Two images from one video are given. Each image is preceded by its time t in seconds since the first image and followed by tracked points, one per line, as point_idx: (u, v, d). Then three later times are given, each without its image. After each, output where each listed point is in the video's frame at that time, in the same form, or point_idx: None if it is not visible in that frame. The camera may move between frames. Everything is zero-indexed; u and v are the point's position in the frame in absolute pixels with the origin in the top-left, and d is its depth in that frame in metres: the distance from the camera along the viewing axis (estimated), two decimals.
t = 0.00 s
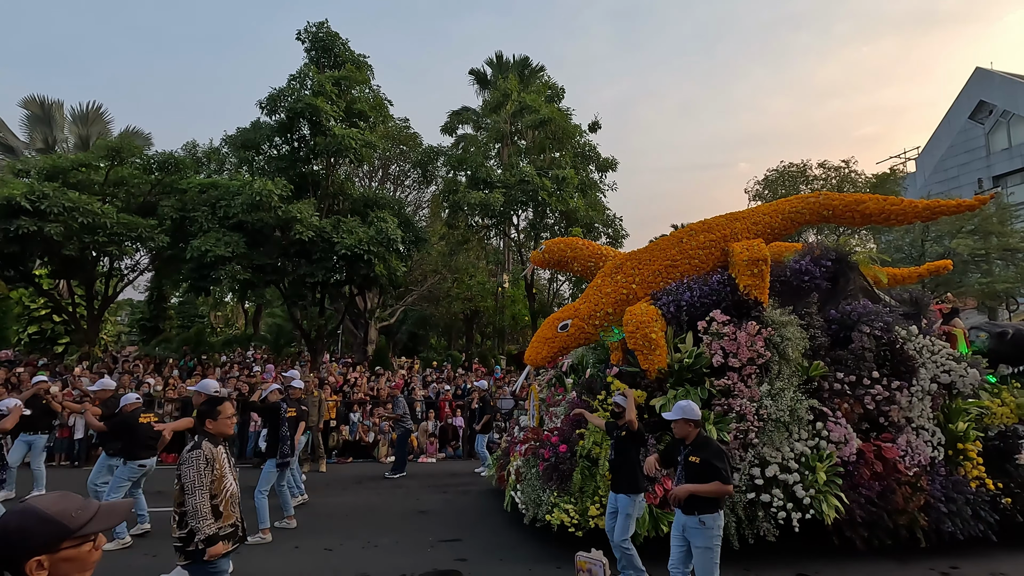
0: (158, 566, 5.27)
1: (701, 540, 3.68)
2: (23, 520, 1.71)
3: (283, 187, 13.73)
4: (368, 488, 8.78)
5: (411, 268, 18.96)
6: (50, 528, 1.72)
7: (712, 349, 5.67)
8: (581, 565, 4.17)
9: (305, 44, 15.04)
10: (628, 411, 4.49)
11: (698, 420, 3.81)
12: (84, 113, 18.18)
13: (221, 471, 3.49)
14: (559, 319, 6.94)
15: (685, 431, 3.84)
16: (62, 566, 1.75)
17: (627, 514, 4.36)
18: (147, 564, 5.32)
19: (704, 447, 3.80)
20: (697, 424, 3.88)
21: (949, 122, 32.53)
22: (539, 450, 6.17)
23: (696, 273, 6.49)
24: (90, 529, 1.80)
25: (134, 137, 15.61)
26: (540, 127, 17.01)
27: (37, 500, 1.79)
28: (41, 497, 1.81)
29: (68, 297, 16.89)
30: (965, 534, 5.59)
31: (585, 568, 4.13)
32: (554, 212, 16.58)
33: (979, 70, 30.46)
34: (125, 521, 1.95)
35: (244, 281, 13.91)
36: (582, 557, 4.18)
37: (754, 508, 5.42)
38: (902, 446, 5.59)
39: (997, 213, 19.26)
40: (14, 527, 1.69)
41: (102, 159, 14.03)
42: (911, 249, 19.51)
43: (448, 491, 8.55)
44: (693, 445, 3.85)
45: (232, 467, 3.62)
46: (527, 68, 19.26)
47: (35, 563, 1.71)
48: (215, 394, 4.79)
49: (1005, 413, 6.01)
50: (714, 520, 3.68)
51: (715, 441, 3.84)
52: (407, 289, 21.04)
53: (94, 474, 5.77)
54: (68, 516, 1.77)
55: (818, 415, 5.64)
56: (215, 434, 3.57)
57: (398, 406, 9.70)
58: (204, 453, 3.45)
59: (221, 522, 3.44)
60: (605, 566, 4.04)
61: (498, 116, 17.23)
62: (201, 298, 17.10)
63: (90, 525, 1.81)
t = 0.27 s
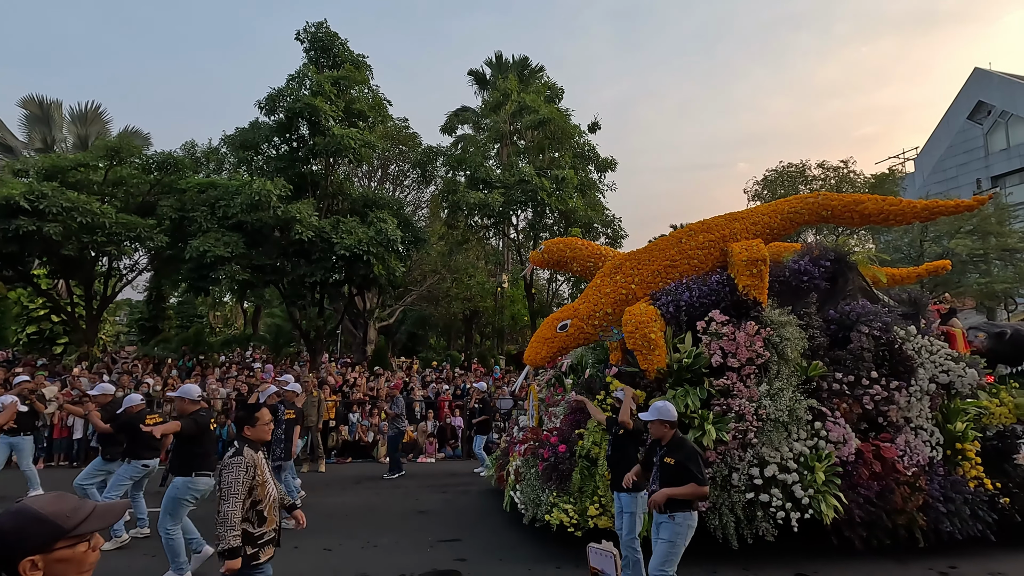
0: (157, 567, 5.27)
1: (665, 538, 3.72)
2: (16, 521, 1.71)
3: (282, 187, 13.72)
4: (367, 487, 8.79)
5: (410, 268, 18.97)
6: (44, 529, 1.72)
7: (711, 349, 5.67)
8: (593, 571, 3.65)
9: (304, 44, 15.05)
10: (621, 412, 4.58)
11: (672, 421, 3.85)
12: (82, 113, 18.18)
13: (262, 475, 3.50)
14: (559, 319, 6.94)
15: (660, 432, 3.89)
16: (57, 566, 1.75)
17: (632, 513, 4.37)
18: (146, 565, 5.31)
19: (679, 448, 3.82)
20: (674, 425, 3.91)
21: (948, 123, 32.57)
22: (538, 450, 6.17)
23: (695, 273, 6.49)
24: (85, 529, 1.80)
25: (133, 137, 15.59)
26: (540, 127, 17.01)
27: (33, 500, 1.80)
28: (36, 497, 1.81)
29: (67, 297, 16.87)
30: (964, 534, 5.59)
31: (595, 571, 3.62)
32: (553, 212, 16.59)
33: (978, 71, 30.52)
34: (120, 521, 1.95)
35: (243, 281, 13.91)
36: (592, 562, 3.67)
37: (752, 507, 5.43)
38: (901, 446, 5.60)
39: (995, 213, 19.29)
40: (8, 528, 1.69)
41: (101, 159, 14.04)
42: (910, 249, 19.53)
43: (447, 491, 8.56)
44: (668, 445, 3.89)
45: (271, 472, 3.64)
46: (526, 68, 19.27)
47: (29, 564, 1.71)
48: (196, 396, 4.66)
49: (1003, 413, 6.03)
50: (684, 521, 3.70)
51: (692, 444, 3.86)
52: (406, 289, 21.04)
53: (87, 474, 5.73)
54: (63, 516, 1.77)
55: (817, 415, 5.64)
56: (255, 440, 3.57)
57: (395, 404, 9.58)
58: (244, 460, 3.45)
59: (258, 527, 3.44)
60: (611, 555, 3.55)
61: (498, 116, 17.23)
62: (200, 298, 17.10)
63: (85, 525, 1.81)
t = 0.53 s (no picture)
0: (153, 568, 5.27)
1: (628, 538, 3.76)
2: (9, 524, 1.70)
3: (278, 187, 13.68)
4: (364, 488, 8.79)
5: (407, 268, 18.96)
6: (37, 534, 1.71)
7: (708, 350, 5.68)
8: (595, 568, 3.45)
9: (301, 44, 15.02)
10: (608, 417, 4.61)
11: (636, 420, 3.87)
12: (78, 112, 18.12)
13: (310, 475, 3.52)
14: (555, 320, 6.94)
15: (625, 430, 3.92)
16: (50, 570, 1.75)
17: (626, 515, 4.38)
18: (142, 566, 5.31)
19: (644, 447, 3.85)
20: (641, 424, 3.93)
21: (943, 124, 32.69)
22: (534, 450, 6.18)
23: (692, 274, 6.51)
24: (78, 533, 1.80)
25: (129, 136, 15.53)
26: (537, 128, 17.02)
27: (27, 503, 1.79)
28: (31, 500, 1.81)
29: (61, 297, 16.79)
30: (958, 534, 5.62)
31: (597, 568, 3.43)
32: (550, 213, 16.59)
33: (973, 73, 30.67)
34: (114, 525, 1.95)
35: (240, 282, 13.87)
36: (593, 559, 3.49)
37: (749, 507, 5.45)
38: (896, 446, 5.62)
39: (990, 214, 19.38)
40: None
41: (97, 159, 14.01)
42: (905, 250, 19.59)
43: (444, 492, 8.55)
44: (634, 444, 3.92)
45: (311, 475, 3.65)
46: (523, 69, 19.27)
47: (20, 568, 1.70)
48: (175, 391, 4.75)
49: (997, 413, 6.04)
50: (648, 521, 3.74)
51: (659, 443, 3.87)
52: (403, 289, 21.03)
53: (81, 477, 5.76)
54: (55, 520, 1.76)
55: (813, 415, 5.66)
56: (305, 438, 3.58)
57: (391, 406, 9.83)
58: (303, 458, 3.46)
59: (315, 526, 3.45)
60: (613, 550, 3.36)
61: (495, 116, 17.25)
62: (196, 298, 17.07)
63: (78, 529, 1.81)
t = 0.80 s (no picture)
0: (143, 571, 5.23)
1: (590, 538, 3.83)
2: (1, 526, 1.69)
3: (270, 186, 13.61)
4: (357, 489, 8.77)
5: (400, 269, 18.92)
6: (28, 535, 1.69)
7: (700, 350, 5.70)
8: (592, 563, 3.49)
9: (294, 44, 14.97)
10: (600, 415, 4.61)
11: (594, 418, 3.87)
12: (68, 110, 18.01)
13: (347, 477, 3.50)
14: (549, 320, 6.94)
15: (586, 427, 3.93)
16: (44, 571, 1.74)
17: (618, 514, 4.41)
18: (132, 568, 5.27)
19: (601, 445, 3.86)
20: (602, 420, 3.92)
21: (933, 127, 32.96)
22: (528, 451, 6.18)
23: (685, 274, 6.54)
24: (70, 535, 1.79)
25: (120, 135, 15.42)
26: (531, 128, 17.03)
27: (19, 504, 1.78)
28: (23, 501, 1.80)
29: (51, 297, 16.63)
30: (947, 532, 5.67)
31: (595, 564, 3.47)
32: (543, 214, 16.61)
33: (962, 76, 30.95)
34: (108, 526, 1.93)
35: (232, 282, 13.81)
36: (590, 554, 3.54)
37: (741, 507, 5.48)
38: (886, 446, 5.66)
39: (980, 216, 19.55)
40: None
41: (87, 158, 13.92)
42: (896, 251, 19.72)
43: (437, 492, 8.54)
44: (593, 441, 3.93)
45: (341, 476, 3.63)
46: (517, 69, 19.29)
47: (14, 570, 1.69)
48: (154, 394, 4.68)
49: (986, 413, 6.08)
50: (605, 520, 3.79)
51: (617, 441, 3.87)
52: (396, 290, 20.98)
53: (68, 478, 5.69)
54: (49, 521, 1.75)
55: (804, 415, 5.70)
56: (341, 440, 3.54)
57: (382, 408, 9.85)
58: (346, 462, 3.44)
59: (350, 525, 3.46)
60: (608, 546, 3.40)
61: (489, 116, 17.32)
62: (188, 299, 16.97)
63: (71, 530, 1.79)
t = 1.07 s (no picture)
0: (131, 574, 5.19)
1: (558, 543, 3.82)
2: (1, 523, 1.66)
3: (261, 186, 13.53)
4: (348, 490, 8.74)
5: (393, 269, 18.88)
6: (29, 534, 1.69)
7: (691, 351, 5.72)
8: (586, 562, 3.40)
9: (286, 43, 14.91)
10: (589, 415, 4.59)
11: (553, 419, 3.84)
12: (56, 108, 17.86)
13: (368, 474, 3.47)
14: (541, 321, 6.94)
15: (547, 429, 3.90)
16: (38, 571, 1.71)
17: (605, 513, 4.35)
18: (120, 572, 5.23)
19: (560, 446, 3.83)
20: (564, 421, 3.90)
21: (921, 129, 33.27)
22: (519, 451, 6.17)
23: (676, 275, 6.56)
24: (68, 533, 1.79)
25: (109, 134, 15.29)
26: (523, 129, 17.05)
27: (15, 503, 1.76)
28: (18, 500, 1.78)
29: (38, 298, 16.45)
30: (935, 531, 5.73)
31: (589, 564, 3.36)
32: (536, 214, 16.63)
33: (950, 80, 31.27)
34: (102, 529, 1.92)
35: (222, 282, 13.72)
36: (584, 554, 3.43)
37: (731, 507, 5.51)
38: (875, 446, 5.70)
39: (967, 218, 19.78)
40: None
41: (75, 156, 13.80)
42: (885, 253, 19.89)
43: (428, 493, 8.52)
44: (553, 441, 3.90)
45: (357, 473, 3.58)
46: (510, 70, 19.30)
47: (10, 568, 1.66)
48: (128, 397, 4.60)
49: (973, 413, 6.14)
50: (570, 521, 3.78)
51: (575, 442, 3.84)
52: (388, 290, 20.93)
53: (42, 479, 5.47)
54: (49, 519, 1.75)
55: (794, 415, 5.73)
56: (360, 436, 3.50)
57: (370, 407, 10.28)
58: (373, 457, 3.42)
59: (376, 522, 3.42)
60: (603, 545, 3.30)
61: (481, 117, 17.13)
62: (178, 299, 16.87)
63: (68, 530, 1.79)
